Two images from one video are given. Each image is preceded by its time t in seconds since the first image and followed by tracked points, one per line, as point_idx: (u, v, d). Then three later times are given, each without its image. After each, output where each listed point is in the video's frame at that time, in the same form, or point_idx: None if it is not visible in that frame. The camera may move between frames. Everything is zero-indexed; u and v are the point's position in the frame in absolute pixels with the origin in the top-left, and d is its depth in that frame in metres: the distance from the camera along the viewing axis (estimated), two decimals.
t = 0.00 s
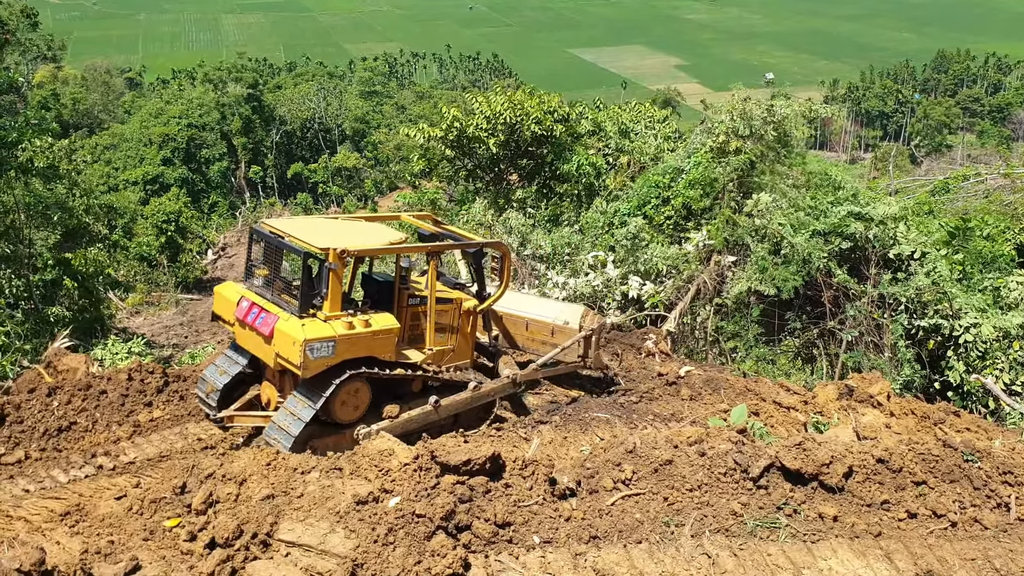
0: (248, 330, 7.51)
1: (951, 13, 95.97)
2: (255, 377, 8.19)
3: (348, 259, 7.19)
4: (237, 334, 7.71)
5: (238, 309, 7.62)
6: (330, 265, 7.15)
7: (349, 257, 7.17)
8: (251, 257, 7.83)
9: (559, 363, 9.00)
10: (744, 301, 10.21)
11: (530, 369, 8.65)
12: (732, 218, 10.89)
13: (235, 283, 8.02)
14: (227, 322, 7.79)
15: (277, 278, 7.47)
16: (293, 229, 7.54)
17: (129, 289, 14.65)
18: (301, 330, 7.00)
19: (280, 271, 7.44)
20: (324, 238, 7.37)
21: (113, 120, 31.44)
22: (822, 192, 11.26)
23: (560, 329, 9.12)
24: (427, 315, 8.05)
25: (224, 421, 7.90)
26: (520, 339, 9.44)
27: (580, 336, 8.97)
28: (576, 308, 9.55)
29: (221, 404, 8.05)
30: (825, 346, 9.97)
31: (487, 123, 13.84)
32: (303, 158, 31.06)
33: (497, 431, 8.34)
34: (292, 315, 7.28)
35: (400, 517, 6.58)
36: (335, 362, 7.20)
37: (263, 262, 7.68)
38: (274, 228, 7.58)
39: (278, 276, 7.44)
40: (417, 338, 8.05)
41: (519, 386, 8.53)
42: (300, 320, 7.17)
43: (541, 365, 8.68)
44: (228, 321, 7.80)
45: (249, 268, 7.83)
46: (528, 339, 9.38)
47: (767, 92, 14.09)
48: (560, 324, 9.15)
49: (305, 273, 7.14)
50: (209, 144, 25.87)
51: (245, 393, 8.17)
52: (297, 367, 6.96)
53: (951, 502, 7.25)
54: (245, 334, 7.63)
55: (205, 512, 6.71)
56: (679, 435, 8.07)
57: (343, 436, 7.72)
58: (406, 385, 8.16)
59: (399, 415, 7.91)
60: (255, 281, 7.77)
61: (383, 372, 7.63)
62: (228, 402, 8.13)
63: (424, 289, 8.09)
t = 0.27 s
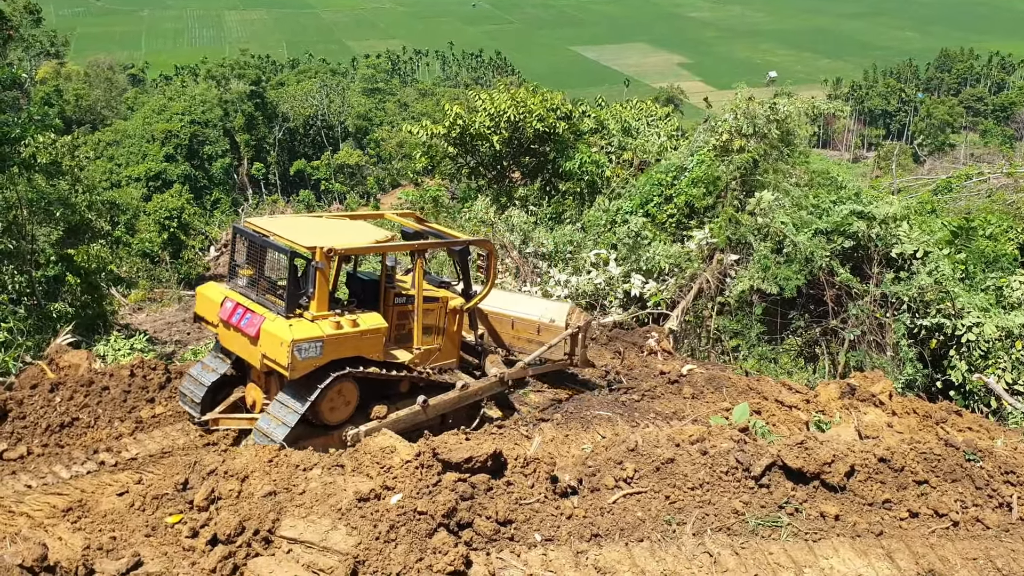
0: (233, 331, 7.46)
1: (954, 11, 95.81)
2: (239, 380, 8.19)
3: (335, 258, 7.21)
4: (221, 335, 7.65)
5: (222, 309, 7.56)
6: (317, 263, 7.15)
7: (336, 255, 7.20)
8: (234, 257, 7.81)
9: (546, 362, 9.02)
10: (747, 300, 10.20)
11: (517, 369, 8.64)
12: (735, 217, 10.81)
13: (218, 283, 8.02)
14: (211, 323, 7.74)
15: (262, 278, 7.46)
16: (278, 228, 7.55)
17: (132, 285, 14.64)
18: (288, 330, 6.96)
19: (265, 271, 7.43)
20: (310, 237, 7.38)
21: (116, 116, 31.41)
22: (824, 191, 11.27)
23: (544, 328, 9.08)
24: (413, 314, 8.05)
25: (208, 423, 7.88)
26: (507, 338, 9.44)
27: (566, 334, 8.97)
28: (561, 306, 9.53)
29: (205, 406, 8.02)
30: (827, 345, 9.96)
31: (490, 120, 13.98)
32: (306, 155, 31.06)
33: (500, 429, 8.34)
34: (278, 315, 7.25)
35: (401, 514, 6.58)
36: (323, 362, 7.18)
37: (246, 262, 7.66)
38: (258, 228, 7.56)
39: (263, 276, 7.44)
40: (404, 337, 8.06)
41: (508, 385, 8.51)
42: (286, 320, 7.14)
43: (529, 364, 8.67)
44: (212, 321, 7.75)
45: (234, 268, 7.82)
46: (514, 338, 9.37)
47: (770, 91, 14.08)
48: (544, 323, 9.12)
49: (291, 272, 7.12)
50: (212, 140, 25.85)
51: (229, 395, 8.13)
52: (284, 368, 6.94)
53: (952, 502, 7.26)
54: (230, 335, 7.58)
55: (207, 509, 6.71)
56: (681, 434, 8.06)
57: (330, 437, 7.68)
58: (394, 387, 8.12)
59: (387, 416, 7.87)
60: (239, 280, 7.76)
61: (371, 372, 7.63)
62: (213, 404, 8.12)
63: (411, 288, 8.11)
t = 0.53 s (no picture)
0: (217, 334, 7.39)
1: (957, 12, 95.75)
2: (222, 384, 8.09)
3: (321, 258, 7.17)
4: (205, 339, 7.58)
5: (205, 313, 7.49)
6: (302, 265, 7.12)
7: (322, 256, 7.17)
8: (217, 259, 7.78)
9: (531, 359, 9.02)
10: (749, 299, 10.19)
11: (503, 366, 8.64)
12: (737, 216, 10.72)
13: (198, 286, 7.94)
14: (193, 326, 7.67)
15: (246, 280, 7.41)
16: (261, 229, 7.48)
17: (134, 281, 14.63)
18: (275, 333, 6.92)
19: (249, 273, 7.37)
20: (295, 237, 7.32)
21: (119, 112, 31.42)
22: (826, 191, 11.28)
23: (529, 324, 9.09)
24: (400, 314, 8.06)
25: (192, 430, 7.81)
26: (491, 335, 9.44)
27: (551, 331, 8.98)
28: (543, 301, 9.53)
29: (188, 413, 7.91)
30: (829, 346, 9.97)
31: (493, 118, 14.04)
32: (308, 153, 31.07)
33: (501, 428, 8.33)
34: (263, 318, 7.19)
35: (403, 512, 6.57)
36: (311, 364, 7.15)
37: (230, 264, 7.61)
38: (241, 229, 7.50)
39: (247, 278, 7.37)
40: (391, 338, 8.06)
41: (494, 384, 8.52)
42: (273, 323, 7.09)
43: (514, 361, 8.68)
44: (195, 325, 7.67)
45: (216, 271, 7.76)
46: (498, 335, 9.36)
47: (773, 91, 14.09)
48: (529, 319, 9.12)
49: (277, 273, 7.07)
50: (215, 137, 25.87)
51: (212, 400, 8.02)
52: (271, 371, 6.90)
53: (953, 502, 7.27)
54: (214, 339, 7.52)
55: (208, 506, 6.70)
56: (683, 433, 8.06)
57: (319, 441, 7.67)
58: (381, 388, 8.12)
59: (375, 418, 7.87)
60: (221, 283, 7.71)
61: (358, 374, 7.62)
62: (195, 409, 8.00)
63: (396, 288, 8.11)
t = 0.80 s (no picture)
0: (207, 340, 7.37)
1: (969, 13, 95.33)
2: (211, 391, 8.05)
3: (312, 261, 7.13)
4: (194, 344, 7.53)
5: (194, 318, 7.46)
6: (294, 268, 7.08)
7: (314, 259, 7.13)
8: (204, 263, 7.70)
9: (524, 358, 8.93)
10: (759, 300, 10.21)
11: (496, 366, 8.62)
12: (748, 216, 10.73)
13: (186, 291, 7.89)
14: (182, 332, 7.61)
15: (235, 283, 7.35)
16: (251, 231, 7.42)
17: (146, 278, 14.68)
18: (267, 339, 6.92)
19: (238, 276, 7.31)
20: (285, 240, 7.28)
21: (131, 110, 31.55)
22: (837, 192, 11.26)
23: (522, 323, 9.07)
24: (392, 316, 8.06)
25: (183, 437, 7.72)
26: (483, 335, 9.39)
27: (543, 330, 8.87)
28: (533, 298, 9.54)
29: (178, 420, 7.84)
30: (839, 347, 9.98)
31: (503, 118, 14.06)
32: (319, 152, 31.16)
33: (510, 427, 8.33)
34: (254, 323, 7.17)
35: (411, 511, 6.58)
36: (303, 369, 7.15)
37: (218, 267, 7.54)
38: (230, 233, 7.43)
39: (236, 282, 7.32)
40: (383, 341, 8.06)
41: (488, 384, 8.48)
42: (264, 328, 7.08)
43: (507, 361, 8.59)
44: (183, 331, 7.63)
45: (204, 274, 7.69)
46: (490, 335, 9.32)
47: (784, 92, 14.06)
48: (522, 318, 9.11)
49: (269, 277, 7.02)
50: (226, 136, 25.97)
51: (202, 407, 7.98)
52: (263, 377, 6.89)
53: (964, 505, 7.25)
54: (204, 345, 7.48)
55: (219, 503, 6.72)
56: (693, 434, 8.03)
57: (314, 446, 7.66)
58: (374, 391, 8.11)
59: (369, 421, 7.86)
60: (210, 288, 7.63)
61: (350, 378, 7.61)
62: (184, 417, 7.94)
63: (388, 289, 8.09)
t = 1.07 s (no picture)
0: (214, 341, 7.26)
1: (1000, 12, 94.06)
2: (216, 395, 8.02)
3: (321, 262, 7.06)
4: (201, 346, 7.45)
5: (201, 319, 7.36)
6: (301, 269, 7.01)
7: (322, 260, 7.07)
8: (212, 263, 7.59)
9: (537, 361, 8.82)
10: (788, 301, 10.16)
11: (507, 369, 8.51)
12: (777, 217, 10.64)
13: (194, 292, 7.77)
14: (189, 333, 7.54)
15: (243, 284, 7.25)
16: (259, 232, 7.35)
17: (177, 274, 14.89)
18: (274, 341, 6.80)
19: (246, 277, 7.22)
20: (294, 241, 7.21)
21: (162, 109, 32.00)
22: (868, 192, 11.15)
23: (536, 325, 9.13)
24: (402, 317, 7.99)
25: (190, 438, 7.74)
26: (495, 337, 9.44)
27: (557, 333, 8.77)
28: (545, 299, 9.56)
29: (187, 422, 7.85)
30: (868, 349, 9.92)
31: (529, 117, 14.09)
32: (347, 151, 31.36)
33: (536, 426, 8.32)
34: (262, 324, 7.06)
35: (438, 509, 6.60)
36: (311, 371, 7.04)
37: (226, 268, 7.45)
38: (237, 233, 7.35)
39: (245, 283, 7.23)
40: (393, 342, 8.00)
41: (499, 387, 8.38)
42: (271, 329, 6.98)
43: (519, 364, 8.46)
44: (191, 332, 7.52)
45: (212, 275, 7.59)
46: (503, 336, 9.37)
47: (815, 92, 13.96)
48: (536, 320, 9.16)
49: (277, 279, 6.94)
50: (256, 135, 26.24)
51: (211, 408, 7.96)
52: (271, 379, 6.79)
53: (996, 510, 7.16)
54: (211, 346, 7.39)
55: (247, 499, 6.77)
56: (720, 435, 8.00)
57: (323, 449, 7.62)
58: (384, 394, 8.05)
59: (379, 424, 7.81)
60: (218, 289, 7.53)
61: (360, 380, 7.52)
62: (194, 418, 7.93)
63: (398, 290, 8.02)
